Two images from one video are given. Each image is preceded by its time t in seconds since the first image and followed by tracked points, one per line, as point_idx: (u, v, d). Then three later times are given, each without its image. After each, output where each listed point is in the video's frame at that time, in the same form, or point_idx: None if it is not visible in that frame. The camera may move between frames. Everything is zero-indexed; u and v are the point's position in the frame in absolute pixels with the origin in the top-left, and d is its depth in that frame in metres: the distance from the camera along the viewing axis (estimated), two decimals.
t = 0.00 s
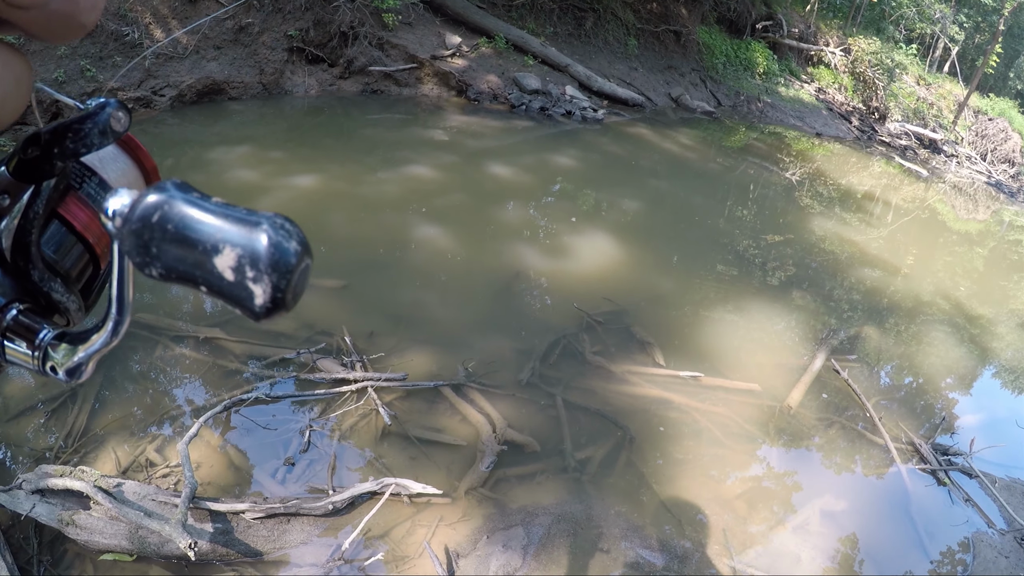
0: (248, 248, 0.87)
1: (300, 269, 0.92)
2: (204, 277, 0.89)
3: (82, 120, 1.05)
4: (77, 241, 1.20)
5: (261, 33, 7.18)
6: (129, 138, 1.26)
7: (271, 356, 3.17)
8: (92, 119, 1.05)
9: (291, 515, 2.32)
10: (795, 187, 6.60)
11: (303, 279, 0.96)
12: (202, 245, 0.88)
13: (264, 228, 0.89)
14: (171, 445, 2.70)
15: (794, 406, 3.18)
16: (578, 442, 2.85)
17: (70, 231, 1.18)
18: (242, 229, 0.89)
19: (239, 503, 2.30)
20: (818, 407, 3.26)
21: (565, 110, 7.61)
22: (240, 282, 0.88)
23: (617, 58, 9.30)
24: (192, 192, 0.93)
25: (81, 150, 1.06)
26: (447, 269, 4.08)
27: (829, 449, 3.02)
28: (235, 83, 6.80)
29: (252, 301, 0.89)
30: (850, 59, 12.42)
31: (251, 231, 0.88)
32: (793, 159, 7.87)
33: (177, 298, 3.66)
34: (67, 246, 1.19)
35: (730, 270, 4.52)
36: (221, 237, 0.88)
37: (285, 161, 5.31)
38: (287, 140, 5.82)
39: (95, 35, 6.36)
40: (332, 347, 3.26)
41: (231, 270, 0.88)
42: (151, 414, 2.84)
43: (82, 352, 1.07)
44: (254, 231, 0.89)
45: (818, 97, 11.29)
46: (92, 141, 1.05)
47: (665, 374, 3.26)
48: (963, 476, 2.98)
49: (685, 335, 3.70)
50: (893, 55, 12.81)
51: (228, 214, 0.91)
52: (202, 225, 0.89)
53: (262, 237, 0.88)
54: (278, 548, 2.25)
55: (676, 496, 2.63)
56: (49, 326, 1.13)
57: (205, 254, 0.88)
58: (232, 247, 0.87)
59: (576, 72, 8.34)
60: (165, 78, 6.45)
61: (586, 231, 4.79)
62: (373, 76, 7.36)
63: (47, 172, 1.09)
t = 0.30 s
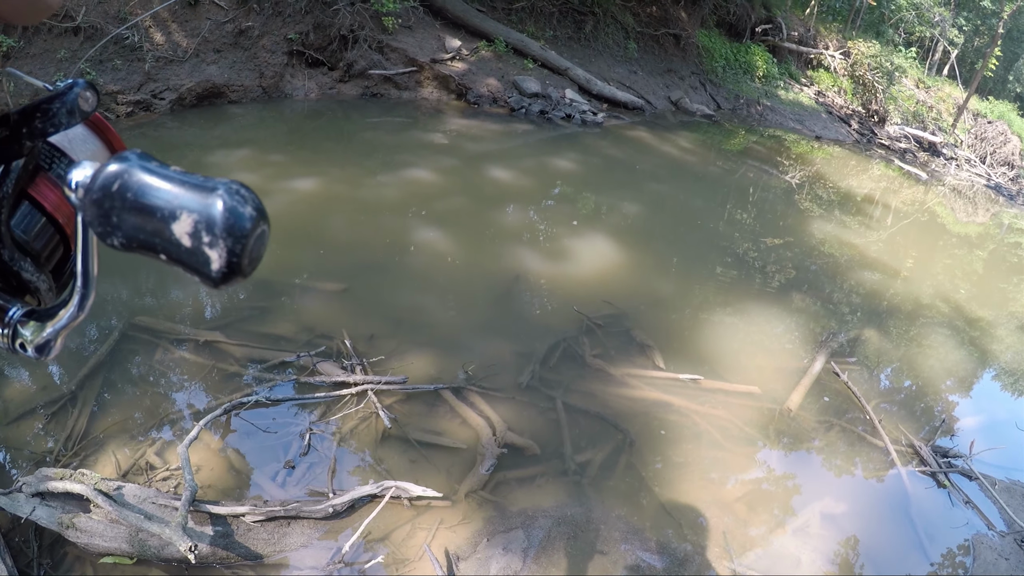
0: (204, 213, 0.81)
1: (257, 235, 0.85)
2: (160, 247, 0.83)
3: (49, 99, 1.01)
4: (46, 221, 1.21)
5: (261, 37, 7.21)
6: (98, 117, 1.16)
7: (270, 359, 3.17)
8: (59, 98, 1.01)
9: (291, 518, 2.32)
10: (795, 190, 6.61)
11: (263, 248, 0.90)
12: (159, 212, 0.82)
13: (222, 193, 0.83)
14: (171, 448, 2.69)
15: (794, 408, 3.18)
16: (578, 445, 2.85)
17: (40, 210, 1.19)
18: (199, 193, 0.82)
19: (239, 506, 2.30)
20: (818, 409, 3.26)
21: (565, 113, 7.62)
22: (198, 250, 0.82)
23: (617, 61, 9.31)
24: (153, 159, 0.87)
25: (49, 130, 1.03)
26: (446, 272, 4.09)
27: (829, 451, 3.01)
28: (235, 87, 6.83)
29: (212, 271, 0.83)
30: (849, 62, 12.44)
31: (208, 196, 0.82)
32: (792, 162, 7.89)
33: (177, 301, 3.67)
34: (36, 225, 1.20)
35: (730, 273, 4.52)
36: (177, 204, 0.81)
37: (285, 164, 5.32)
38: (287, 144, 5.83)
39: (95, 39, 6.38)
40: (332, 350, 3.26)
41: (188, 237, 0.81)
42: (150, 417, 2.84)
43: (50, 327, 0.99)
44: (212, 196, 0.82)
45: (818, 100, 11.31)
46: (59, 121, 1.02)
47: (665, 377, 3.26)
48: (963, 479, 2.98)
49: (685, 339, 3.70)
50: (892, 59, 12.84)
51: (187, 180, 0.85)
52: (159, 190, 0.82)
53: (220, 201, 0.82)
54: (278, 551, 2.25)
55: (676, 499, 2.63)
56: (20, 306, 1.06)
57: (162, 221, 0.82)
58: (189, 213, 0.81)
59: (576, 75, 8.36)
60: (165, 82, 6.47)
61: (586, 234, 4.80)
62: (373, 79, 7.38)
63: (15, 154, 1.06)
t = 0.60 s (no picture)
0: (198, 179, 0.87)
1: (252, 201, 0.93)
2: (155, 212, 0.89)
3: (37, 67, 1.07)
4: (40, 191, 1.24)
5: (264, 38, 7.23)
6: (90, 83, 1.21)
7: (272, 360, 3.17)
8: (50, 64, 1.07)
9: (291, 518, 2.33)
10: (797, 194, 6.61)
11: (258, 213, 0.97)
12: (155, 178, 0.88)
13: (215, 158, 0.89)
14: (171, 447, 2.70)
15: (794, 413, 3.18)
16: (579, 448, 2.85)
17: (32, 179, 1.22)
18: (193, 161, 0.89)
19: (240, 505, 2.30)
20: (819, 414, 3.26)
21: (567, 116, 7.63)
22: (192, 215, 0.88)
23: (619, 64, 9.32)
24: (145, 127, 0.93)
25: (40, 97, 1.08)
26: (448, 274, 4.10)
27: (830, 456, 3.01)
28: (238, 88, 6.86)
29: (206, 236, 0.89)
30: (852, 66, 12.43)
31: (204, 162, 0.89)
32: (795, 165, 7.89)
33: (178, 301, 3.68)
34: (30, 194, 1.23)
35: (731, 277, 4.52)
36: (172, 170, 0.88)
37: (288, 166, 5.34)
38: (289, 145, 5.84)
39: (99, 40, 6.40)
40: (333, 351, 3.27)
41: (183, 203, 0.87)
42: (151, 416, 2.84)
43: (44, 300, 1.04)
44: (207, 164, 0.89)
45: (820, 104, 11.32)
46: (50, 87, 1.08)
47: (666, 381, 3.26)
48: (964, 484, 2.97)
49: (686, 343, 3.70)
50: (895, 63, 12.83)
51: (180, 146, 0.91)
52: (155, 157, 0.89)
53: (213, 167, 0.88)
54: (278, 550, 2.25)
55: (677, 502, 2.63)
56: (13, 277, 1.11)
57: (158, 187, 0.88)
58: (183, 178, 0.87)
59: (578, 78, 8.37)
60: (168, 83, 6.50)
61: (587, 237, 4.81)
62: (376, 81, 7.40)
63: (6, 123, 1.09)
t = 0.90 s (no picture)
0: (204, 175, 0.89)
1: (256, 195, 0.94)
2: (161, 207, 0.91)
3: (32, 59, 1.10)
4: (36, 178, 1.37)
5: (269, 42, 7.26)
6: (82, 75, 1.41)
7: (276, 361, 3.18)
8: (44, 55, 1.09)
9: (293, 519, 2.33)
10: (802, 199, 6.60)
11: (261, 207, 0.99)
12: (159, 173, 0.90)
13: (219, 154, 0.91)
14: (175, 447, 2.70)
15: (798, 418, 3.18)
16: (582, 451, 2.85)
17: (28, 166, 1.35)
18: (196, 155, 0.90)
19: (242, 506, 2.31)
20: (822, 420, 3.25)
21: (571, 119, 7.63)
22: (198, 211, 0.90)
23: (624, 68, 9.33)
24: (149, 123, 0.94)
25: (35, 87, 1.11)
26: (451, 278, 4.11)
27: (834, 462, 3.00)
28: (243, 91, 6.89)
29: (211, 229, 0.91)
30: (857, 71, 12.41)
31: (207, 158, 0.90)
32: (800, 170, 7.88)
33: (182, 302, 3.69)
34: (26, 181, 1.34)
35: (735, 282, 4.52)
36: (177, 165, 0.89)
37: (292, 169, 5.36)
38: (294, 148, 5.87)
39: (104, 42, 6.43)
40: (337, 353, 3.27)
41: (188, 198, 0.89)
42: (155, 417, 2.85)
43: (47, 289, 1.06)
44: (209, 159, 0.90)
45: (825, 109, 11.30)
46: (45, 77, 1.11)
47: (669, 386, 3.26)
48: (968, 491, 2.95)
49: (689, 348, 3.69)
50: (900, 67, 12.81)
51: (184, 142, 0.92)
52: (159, 153, 0.90)
53: (217, 162, 0.90)
54: (280, 551, 2.25)
55: (679, 507, 2.63)
56: (16, 266, 1.14)
57: (163, 182, 0.90)
58: (188, 174, 0.89)
59: (583, 81, 8.38)
60: (174, 85, 6.53)
61: (591, 241, 4.81)
62: (381, 84, 7.42)
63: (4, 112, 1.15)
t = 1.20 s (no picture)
0: (298, 53, 1.08)
1: (335, 72, 1.13)
2: (260, 78, 1.08)
3: None
4: (133, 82, 1.12)
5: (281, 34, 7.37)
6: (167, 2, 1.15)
7: (287, 352, 3.22)
8: None
9: (301, 507, 2.36)
10: (815, 202, 6.56)
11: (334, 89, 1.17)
12: (261, 52, 1.07)
13: (307, 38, 1.10)
14: (185, 435, 2.74)
15: (805, 421, 3.18)
16: (588, 448, 2.86)
17: (133, 80, 1.11)
18: (288, 37, 1.09)
19: (251, 493, 2.34)
20: (829, 424, 3.25)
21: (584, 117, 7.63)
22: (293, 81, 1.08)
23: (638, 66, 9.30)
24: (242, 17, 1.11)
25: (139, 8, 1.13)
26: (462, 273, 4.12)
27: (839, 468, 3.00)
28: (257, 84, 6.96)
29: (303, 95, 1.09)
30: (873, 73, 12.31)
31: (296, 40, 1.09)
32: (814, 173, 7.83)
33: (194, 294, 3.73)
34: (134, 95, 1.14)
35: (745, 283, 4.51)
36: (276, 47, 1.08)
37: (305, 163, 5.39)
38: (307, 142, 5.90)
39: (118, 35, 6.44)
40: (347, 345, 3.31)
41: (286, 71, 1.07)
42: (165, 406, 2.88)
43: (161, 155, 1.12)
44: (298, 41, 1.09)
45: (840, 111, 11.22)
46: None
47: (677, 385, 3.26)
48: (973, 502, 2.93)
49: (698, 348, 3.69)
50: (917, 70, 12.69)
51: (275, 31, 1.10)
52: (258, 37, 1.08)
53: (308, 44, 1.09)
54: (288, 539, 2.28)
55: (684, 507, 2.63)
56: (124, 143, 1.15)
57: (264, 59, 1.07)
58: (286, 52, 1.07)
59: (597, 78, 8.36)
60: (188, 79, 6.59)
61: (602, 238, 4.81)
62: (394, 79, 7.43)
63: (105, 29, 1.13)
